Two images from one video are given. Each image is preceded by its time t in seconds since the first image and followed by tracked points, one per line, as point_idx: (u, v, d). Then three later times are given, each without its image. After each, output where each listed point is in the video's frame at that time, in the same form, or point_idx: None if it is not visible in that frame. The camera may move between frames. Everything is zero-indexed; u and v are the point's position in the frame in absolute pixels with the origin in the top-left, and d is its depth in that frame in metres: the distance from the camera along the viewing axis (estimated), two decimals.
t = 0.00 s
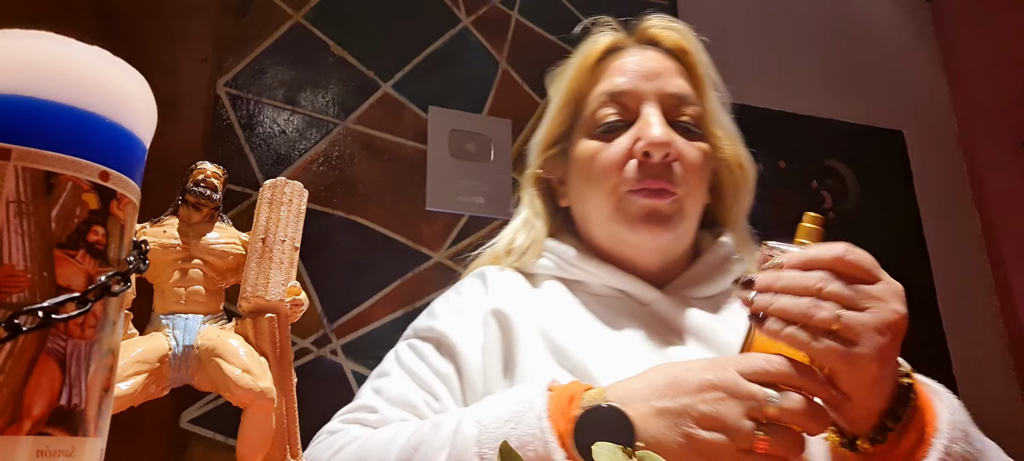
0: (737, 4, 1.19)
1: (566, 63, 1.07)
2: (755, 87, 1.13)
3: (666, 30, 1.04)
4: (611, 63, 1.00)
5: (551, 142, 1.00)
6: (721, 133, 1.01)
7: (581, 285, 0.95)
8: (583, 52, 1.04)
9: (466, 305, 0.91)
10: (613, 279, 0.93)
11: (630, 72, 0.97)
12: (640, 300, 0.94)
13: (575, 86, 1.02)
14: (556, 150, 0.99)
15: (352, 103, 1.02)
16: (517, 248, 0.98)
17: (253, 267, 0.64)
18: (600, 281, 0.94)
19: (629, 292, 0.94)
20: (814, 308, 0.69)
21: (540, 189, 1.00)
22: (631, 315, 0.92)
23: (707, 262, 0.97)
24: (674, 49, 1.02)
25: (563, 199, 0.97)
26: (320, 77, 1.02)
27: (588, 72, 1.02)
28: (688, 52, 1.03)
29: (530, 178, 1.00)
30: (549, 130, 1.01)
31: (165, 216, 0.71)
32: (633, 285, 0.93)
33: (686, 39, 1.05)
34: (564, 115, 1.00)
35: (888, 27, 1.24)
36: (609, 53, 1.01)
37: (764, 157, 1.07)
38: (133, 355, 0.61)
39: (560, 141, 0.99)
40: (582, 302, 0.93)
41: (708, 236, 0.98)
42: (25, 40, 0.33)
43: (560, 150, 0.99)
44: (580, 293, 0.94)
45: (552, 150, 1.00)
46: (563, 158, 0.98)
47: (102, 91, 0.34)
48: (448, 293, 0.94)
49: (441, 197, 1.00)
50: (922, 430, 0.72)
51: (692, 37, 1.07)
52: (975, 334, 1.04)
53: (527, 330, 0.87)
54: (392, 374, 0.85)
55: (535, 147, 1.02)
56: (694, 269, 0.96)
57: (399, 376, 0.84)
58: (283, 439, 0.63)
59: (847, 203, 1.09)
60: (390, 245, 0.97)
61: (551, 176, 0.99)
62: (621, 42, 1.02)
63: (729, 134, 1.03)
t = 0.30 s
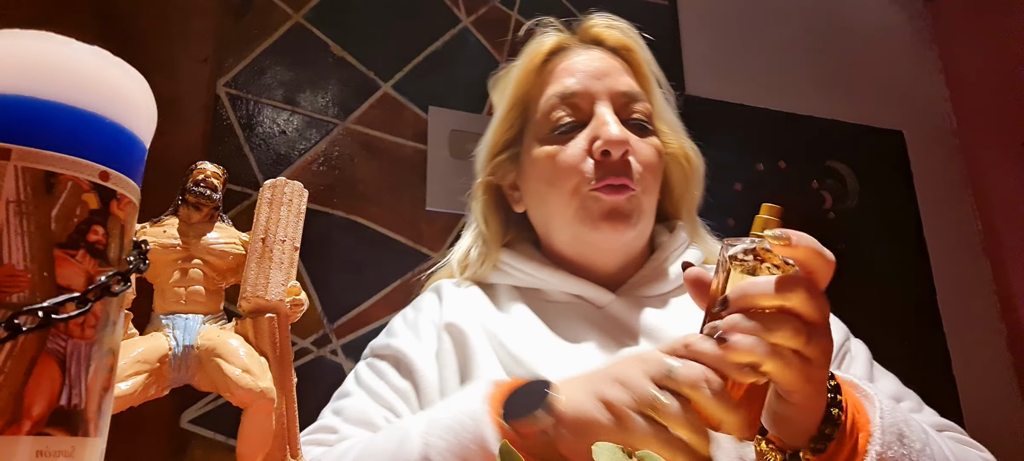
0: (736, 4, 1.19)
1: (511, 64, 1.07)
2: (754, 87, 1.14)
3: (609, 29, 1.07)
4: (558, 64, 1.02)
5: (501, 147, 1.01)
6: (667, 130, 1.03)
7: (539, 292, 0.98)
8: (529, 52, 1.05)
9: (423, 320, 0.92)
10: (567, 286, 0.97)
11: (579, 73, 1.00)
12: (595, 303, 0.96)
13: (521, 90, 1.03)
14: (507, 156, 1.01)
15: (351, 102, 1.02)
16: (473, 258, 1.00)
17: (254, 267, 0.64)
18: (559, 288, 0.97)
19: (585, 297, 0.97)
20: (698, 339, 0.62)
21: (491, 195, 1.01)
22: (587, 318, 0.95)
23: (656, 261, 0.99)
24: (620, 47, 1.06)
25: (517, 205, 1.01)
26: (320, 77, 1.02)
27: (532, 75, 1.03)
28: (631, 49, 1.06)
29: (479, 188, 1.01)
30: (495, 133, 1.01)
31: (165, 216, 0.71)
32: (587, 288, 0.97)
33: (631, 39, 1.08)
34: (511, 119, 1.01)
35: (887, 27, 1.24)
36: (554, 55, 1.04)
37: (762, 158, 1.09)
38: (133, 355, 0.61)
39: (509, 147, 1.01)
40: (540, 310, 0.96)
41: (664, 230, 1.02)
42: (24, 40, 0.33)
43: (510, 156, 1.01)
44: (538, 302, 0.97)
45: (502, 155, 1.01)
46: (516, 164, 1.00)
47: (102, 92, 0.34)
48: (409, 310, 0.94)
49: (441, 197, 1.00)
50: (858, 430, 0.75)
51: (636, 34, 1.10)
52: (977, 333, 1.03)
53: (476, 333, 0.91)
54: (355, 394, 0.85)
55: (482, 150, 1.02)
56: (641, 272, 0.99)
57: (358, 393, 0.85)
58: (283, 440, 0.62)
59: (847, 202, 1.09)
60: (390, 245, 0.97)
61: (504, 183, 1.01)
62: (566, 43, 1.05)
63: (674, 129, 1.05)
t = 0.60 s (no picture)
0: (736, 4, 1.19)
1: (474, 71, 1.05)
2: (754, 87, 1.14)
3: (573, 32, 1.02)
4: (522, 73, 0.97)
5: (468, 158, 0.97)
6: (634, 125, 0.99)
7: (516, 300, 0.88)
8: (492, 60, 1.00)
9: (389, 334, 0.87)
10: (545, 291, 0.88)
11: (545, 83, 0.94)
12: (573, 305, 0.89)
13: (484, 101, 0.98)
14: (477, 167, 0.96)
15: (351, 103, 1.02)
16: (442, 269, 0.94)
17: (254, 267, 0.64)
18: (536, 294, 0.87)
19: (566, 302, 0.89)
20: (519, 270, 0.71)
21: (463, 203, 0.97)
22: (568, 325, 0.87)
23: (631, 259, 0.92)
24: (585, 48, 1.01)
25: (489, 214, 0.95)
26: (320, 78, 1.02)
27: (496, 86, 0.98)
28: (596, 51, 1.01)
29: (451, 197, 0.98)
30: (463, 143, 0.98)
31: (165, 216, 0.71)
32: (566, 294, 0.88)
33: (597, 43, 1.03)
34: (478, 130, 0.97)
35: (888, 27, 1.24)
36: (518, 63, 0.98)
37: (762, 157, 1.09)
38: (133, 355, 0.61)
39: (478, 157, 0.96)
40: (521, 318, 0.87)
41: (641, 225, 0.96)
42: (25, 40, 0.33)
43: (480, 167, 0.96)
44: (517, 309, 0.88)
45: (471, 166, 0.97)
46: (486, 173, 0.95)
47: (103, 91, 0.34)
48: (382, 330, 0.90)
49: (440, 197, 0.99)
50: (892, 439, 0.73)
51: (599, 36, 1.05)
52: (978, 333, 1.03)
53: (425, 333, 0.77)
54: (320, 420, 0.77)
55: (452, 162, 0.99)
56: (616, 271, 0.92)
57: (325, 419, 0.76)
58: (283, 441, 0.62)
59: (847, 203, 1.09)
60: (390, 245, 0.97)
61: (477, 193, 0.96)
62: (530, 49, 0.99)
63: (643, 125, 1.01)
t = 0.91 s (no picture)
0: (736, 4, 1.19)
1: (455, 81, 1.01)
2: (754, 87, 1.14)
3: (552, 36, 0.95)
4: (501, 82, 0.89)
5: (454, 170, 0.92)
6: (619, 122, 0.95)
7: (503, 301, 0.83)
8: (470, 69, 0.93)
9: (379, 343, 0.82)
10: (531, 294, 0.82)
11: (524, 93, 0.86)
12: (561, 309, 0.83)
13: (465, 112, 0.92)
14: (462, 177, 0.91)
15: (351, 103, 1.02)
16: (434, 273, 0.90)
17: (254, 267, 0.64)
18: (522, 298, 0.83)
19: (555, 304, 0.83)
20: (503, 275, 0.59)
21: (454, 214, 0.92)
22: (554, 331, 0.81)
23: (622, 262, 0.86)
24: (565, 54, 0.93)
25: (477, 223, 0.90)
26: (320, 77, 1.03)
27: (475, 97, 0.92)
28: (577, 56, 0.94)
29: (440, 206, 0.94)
30: (448, 155, 0.92)
31: (165, 216, 0.71)
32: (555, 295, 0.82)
33: (576, 47, 0.95)
34: (461, 141, 0.92)
35: (887, 27, 1.24)
36: (496, 72, 0.91)
37: (761, 158, 1.09)
38: (133, 355, 0.61)
39: (464, 167, 0.91)
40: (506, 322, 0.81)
41: (633, 224, 0.93)
42: (25, 39, 0.33)
43: (466, 177, 0.91)
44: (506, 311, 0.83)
45: (457, 177, 0.92)
46: (472, 182, 0.90)
47: (105, 92, 0.34)
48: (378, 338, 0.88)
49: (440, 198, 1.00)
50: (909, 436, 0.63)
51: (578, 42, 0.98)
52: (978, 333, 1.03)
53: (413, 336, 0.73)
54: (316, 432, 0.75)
55: (439, 175, 0.95)
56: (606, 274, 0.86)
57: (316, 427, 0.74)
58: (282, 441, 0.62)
59: (847, 204, 1.09)
60: (391, 245, 0.97)
61: (465, 202, 0.90)
62: (507, 57, 0.92)
63: (628, 124, 0.97)
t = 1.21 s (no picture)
0: (736, 4, 1.19)
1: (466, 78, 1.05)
2: (754, 86, 1.14)
3: (565, 36, 0.95)
4: (513, 83, 0.91)
5: (461, 168, 0.95)
6: (631, 126, 0.93)
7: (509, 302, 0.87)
8: (482, 68, 0.95)
9: (383, 345, 0.87)
10: (535, 296, 0.86)
11: (535, 97, 0.88)
12: (566, 310, 0.86)
13: (476, 111, 0.94)
14: (470, 176, 0.94)
15: (351, 103, 1.02)
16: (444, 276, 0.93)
17: (254, 268, 0.64)
18: (526, 298, 0.86)
19: (558, 305, 0.86)
20: (459, 360, 0.55)
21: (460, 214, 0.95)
22: (559, 331, 0.84)
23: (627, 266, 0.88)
24: (578, 55, 0.94)
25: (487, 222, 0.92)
26: (321, 76, 1.02)
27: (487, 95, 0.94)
28: (589, 57, 0.94)
29: (448, 204, 0.96)
30: (456, 152, 0.95)
31: (165, 216, 0.71)
32: (559, 297, 0.85)
33: (588, 47, 0.95)
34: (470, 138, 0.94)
35: (888, 27, 1.24)
36: (508, 72, 0.92)
37: (761, 158, 1.09)
38: (133, 355, 0.61)
39: (472, 165, 0.94)
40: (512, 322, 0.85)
41: (640, 225, 0.92)
42: (25, 39, 0.33)
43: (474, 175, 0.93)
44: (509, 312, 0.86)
45: (465, 174, 0.94)
46: (480, 181, 0.92)
47: (104, 92, 0.34)
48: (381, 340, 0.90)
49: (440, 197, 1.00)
50: None
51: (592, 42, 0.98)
52: (979, 333, 1.03)
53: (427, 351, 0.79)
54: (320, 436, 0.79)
55: (447, 172, 0.97)
56: (612, 277, 0.88)
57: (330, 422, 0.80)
58: (283, 441, 0.62)
59: (848, 204, 1.09)
60: (391, 245, 0.97)
61: (473, 199, 0.94)
62: (520, 56, 0.94)
63: (640, 127, 0.95)
